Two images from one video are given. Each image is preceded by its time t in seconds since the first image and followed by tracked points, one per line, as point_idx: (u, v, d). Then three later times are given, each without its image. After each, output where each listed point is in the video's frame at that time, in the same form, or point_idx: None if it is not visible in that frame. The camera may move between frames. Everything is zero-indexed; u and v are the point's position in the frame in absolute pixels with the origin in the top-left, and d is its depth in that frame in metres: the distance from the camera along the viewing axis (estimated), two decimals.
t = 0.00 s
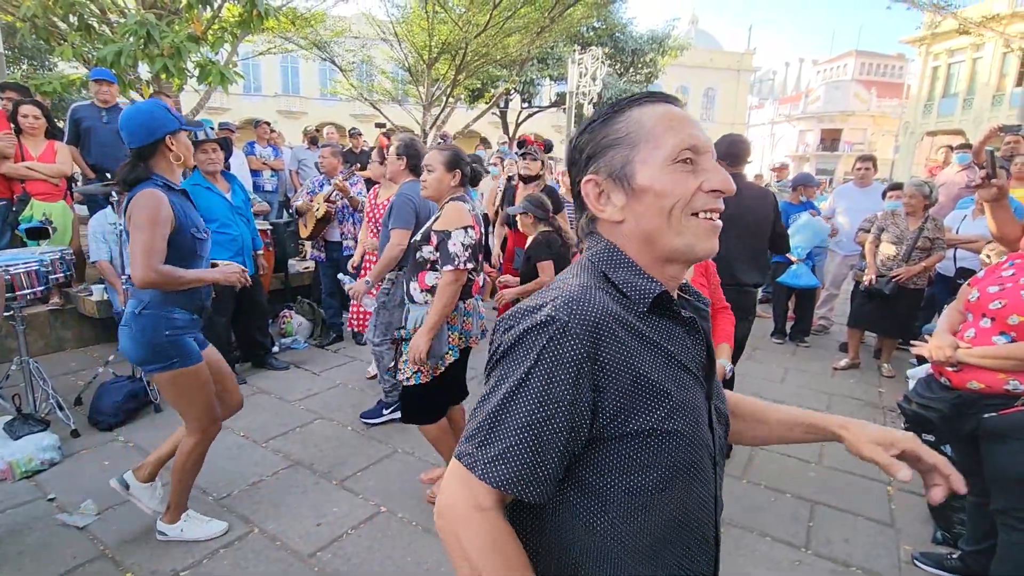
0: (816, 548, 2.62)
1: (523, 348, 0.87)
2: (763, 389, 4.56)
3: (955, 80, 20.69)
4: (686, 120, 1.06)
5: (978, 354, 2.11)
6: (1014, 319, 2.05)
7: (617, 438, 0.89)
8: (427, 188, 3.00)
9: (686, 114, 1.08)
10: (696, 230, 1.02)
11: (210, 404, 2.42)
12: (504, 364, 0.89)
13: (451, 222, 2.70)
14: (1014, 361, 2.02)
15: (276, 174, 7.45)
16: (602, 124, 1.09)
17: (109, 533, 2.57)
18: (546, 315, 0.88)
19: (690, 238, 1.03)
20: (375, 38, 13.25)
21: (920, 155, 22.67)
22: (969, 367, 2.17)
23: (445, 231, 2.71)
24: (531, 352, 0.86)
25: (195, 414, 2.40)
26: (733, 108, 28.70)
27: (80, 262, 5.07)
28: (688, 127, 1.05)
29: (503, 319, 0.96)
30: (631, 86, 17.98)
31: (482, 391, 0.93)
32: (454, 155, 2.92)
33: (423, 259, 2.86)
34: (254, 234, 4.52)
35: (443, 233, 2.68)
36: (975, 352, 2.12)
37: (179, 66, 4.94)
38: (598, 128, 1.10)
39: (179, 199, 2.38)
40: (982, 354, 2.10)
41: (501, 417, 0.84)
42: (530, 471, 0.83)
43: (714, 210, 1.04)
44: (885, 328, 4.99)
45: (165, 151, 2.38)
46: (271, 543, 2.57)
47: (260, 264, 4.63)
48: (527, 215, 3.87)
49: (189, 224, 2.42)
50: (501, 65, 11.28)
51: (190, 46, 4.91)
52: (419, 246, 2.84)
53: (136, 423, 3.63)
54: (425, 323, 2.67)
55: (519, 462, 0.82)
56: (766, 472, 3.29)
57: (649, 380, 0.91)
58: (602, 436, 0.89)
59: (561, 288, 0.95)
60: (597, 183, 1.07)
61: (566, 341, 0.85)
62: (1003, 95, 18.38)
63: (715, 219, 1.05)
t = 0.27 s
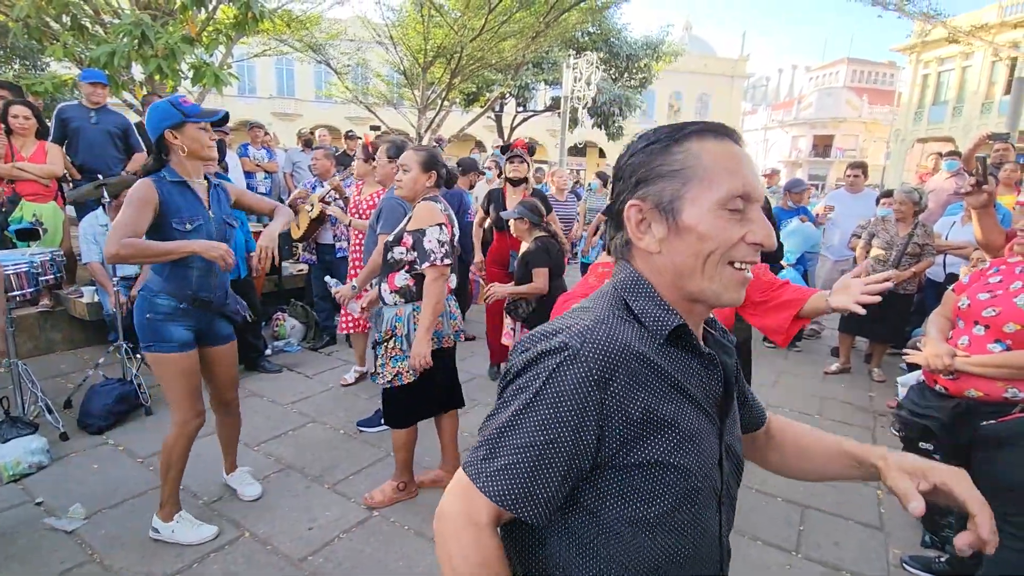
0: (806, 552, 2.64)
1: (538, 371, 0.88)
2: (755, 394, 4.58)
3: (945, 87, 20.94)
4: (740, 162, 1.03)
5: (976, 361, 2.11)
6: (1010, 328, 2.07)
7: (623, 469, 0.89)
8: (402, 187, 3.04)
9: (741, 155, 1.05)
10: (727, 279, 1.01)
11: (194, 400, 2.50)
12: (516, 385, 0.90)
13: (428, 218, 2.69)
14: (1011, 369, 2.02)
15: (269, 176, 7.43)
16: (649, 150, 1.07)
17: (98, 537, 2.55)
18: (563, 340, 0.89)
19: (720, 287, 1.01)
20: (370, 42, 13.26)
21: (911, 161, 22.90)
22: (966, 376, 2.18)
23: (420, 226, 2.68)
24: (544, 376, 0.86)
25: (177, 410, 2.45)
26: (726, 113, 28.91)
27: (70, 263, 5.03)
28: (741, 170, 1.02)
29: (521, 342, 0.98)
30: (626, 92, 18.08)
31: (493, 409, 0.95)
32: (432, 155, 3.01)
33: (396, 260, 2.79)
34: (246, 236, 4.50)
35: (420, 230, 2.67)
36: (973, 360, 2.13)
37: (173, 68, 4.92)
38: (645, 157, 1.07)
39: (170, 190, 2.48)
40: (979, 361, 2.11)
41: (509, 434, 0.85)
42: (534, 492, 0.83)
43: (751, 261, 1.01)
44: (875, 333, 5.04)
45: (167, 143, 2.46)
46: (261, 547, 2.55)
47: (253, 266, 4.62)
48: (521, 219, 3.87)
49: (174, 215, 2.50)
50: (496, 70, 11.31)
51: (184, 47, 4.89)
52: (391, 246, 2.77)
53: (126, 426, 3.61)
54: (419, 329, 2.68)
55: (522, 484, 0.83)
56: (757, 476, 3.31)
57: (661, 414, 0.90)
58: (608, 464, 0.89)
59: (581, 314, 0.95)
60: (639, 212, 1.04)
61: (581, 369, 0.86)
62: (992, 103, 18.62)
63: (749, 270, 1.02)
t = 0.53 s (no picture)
0: (797, 554, 2.65)
1: (529, 449, 0.83)
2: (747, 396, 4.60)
3: (935, 93, 21.16)
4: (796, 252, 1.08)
5: (975, 367, 2.10)
6: (1004, 332, 2.07)
7: (592, 548, 0.89)
8: (378, 192, 3.04)
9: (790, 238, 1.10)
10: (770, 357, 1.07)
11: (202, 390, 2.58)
12: (502, 456, 0.85)
13: (405, 224, 2.69)
14: (1007, 374, 2.03)
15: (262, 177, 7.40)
16: (732, 228, 1.01)
17: (86, 541, 2.53)
18: (565, 420, 0.84)
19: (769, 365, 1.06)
20: (365, 43, 13.25)
21: (902, 166, 23.12)
22: (961, 381, 2.17)
23: (396, 233, 2.67)
24: (538, 458, 0.82)
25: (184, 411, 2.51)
26: (720, 117, 29.09)
27: (61, 264, 4.99)
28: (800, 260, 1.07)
29: (510, 399, 0.92)
30: (620, 95, 18.15)
31: (468, 465, 0.90)
32: (407, 160, 3.02)
33: (372, 265, 2.82)
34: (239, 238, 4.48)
35: (395, 235, 2.67)
36: (968, 365, 2.12)
37: (166, 68, 4.90)
38: (735, 234, 1.00)
39: (158, 198, 2.62)
40: (976, 367, 2.10)
41: (489, 514, 0.81)
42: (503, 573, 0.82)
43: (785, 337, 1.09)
44: (865, 336, 5.09)
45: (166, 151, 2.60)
46: (252, 550, 2.54)
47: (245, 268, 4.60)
48: (519, 221, 3.88)
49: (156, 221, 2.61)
50: (491, 72, 11.33)
51: (177, 48, 4.87)
52: (368, 251, 2.80)
53: (116, 428, 3.58)
54: (375, 329, 2.67)
55: (494, 565, 0.81)
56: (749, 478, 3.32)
57: (633, 496, 0.92)
58: (575, 542, 0.89)
59: (581, 383, 0.90)
60: (740, 296, 0.97)
61: (572, 456, 0.83)
62: (981, 109, 18.84)
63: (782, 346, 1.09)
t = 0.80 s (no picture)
0: (790, 553, 2.66)
1: (461, 375, 0.89)
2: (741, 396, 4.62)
3: (927, 96, 21.32)
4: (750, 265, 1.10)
5: (967, 368, 2.12)
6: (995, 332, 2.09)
7: (515, 469, 0.98)
8: (361, 187, 3.04)
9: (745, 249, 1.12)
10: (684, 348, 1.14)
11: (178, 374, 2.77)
12: (439, 379, 0.91)
13: (387, 221, 2.71)
14: (1001, 374, 2.04)
15: (256, 177, 7.37)
16: (723, 256, 0.99)
17: (76, 542, 2.51)
18: (501, 354, 0.90)
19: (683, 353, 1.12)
20: (360, 43, 13.21)
21: (894, 168, 23.28)
22: (955, 382, 2.18)
23: (378, 229, 2.68)
24: (474, 386, 0.88)
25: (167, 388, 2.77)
26: (714, 118, 29.20)
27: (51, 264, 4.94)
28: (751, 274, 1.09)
29: (459, 327, 0.97)
30: (615, 97, 18.19)
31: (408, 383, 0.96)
32: (390, 155, 3.02)
33: (354, 260, 2.81)
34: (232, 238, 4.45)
35: (376, 231, 2.68)
36: (961, 366, 2.14)
37: (160, 67, 4.87)
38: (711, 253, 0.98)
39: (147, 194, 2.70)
40: (969, 367, 2.12)
41: (419, 427, 0.88)
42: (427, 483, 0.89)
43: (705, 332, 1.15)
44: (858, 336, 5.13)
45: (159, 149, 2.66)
46: (245, 552, 2.52)
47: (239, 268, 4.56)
48: (520, 222, 3.90)
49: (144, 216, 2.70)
50: (486, 73, 11.33)
51: (171, 47, 4.84)
52: (350, 247, 2.79)
53: (107, 429, 3.55)
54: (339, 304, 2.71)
55: (420, 472, 0.89)
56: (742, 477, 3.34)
57: (559, 430, 0.99)
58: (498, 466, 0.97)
59: (525, 325, 0.95)
60: (696, 319, 0.99)
61: (503, 386, 0.89)
62: (972, 111, 19.00)
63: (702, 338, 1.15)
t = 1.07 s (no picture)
0: (786, 552, 2.67)
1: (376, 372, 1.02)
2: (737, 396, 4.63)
3: (922, 96, 21.41)
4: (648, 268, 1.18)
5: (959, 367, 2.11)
6: (986, 331, 2.10)
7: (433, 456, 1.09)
8: (354, 188, 3.05)
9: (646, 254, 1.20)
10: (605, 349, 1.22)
11: (166, 386, 2.69)
12: (359, 378, 1.03)
13: (383, 223, 2.68)
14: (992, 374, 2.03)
15: (253, 177, 7.36)
16: (614, 271, 1.07)
17: (70, 545, 2.49)
18: (407, 357, 1.02)
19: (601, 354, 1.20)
20: (356, 43, 13.20)
21: (889, 168, 23.37)
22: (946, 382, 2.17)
23: (375, 232, 2.67)
24: (385, 381, 1.01)
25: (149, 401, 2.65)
26: (710, 118, 29.28)
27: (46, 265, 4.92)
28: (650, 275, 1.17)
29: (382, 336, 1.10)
30: (611, 97, 18.21)
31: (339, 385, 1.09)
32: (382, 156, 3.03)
33: (351, 264, 2.81)
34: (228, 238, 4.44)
35: (373, 233, 2.67)
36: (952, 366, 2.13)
37: (155, 67, 4.85)
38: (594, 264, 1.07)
39: (140, 201, 2.63)
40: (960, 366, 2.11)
41: (342, 421, 1.00)
42: (348, 472, 1.01)
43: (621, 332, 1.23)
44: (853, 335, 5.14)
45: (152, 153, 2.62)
46: (239, 553, 2.52)
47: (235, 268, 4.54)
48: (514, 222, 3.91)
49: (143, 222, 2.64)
50: (483, 73, 11.33)
51: (166, 47, 4.82)
52: (346, 250, 2.78)
53: (101, 431, 3.53)
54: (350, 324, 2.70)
55: (344, 460, 1.00)
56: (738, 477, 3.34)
57: (471, 422, 1.09)
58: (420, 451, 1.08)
59: (433, 327, 1.07)
60: (588, 327, 1.08)
61: (411, 383, 1.00)
62: (967, 112, 19.09)
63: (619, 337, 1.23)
